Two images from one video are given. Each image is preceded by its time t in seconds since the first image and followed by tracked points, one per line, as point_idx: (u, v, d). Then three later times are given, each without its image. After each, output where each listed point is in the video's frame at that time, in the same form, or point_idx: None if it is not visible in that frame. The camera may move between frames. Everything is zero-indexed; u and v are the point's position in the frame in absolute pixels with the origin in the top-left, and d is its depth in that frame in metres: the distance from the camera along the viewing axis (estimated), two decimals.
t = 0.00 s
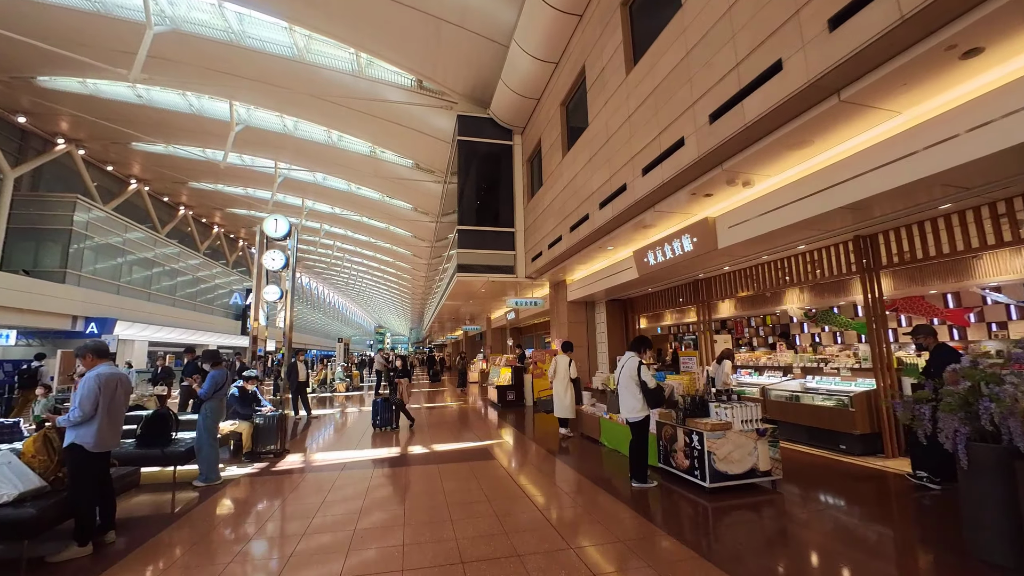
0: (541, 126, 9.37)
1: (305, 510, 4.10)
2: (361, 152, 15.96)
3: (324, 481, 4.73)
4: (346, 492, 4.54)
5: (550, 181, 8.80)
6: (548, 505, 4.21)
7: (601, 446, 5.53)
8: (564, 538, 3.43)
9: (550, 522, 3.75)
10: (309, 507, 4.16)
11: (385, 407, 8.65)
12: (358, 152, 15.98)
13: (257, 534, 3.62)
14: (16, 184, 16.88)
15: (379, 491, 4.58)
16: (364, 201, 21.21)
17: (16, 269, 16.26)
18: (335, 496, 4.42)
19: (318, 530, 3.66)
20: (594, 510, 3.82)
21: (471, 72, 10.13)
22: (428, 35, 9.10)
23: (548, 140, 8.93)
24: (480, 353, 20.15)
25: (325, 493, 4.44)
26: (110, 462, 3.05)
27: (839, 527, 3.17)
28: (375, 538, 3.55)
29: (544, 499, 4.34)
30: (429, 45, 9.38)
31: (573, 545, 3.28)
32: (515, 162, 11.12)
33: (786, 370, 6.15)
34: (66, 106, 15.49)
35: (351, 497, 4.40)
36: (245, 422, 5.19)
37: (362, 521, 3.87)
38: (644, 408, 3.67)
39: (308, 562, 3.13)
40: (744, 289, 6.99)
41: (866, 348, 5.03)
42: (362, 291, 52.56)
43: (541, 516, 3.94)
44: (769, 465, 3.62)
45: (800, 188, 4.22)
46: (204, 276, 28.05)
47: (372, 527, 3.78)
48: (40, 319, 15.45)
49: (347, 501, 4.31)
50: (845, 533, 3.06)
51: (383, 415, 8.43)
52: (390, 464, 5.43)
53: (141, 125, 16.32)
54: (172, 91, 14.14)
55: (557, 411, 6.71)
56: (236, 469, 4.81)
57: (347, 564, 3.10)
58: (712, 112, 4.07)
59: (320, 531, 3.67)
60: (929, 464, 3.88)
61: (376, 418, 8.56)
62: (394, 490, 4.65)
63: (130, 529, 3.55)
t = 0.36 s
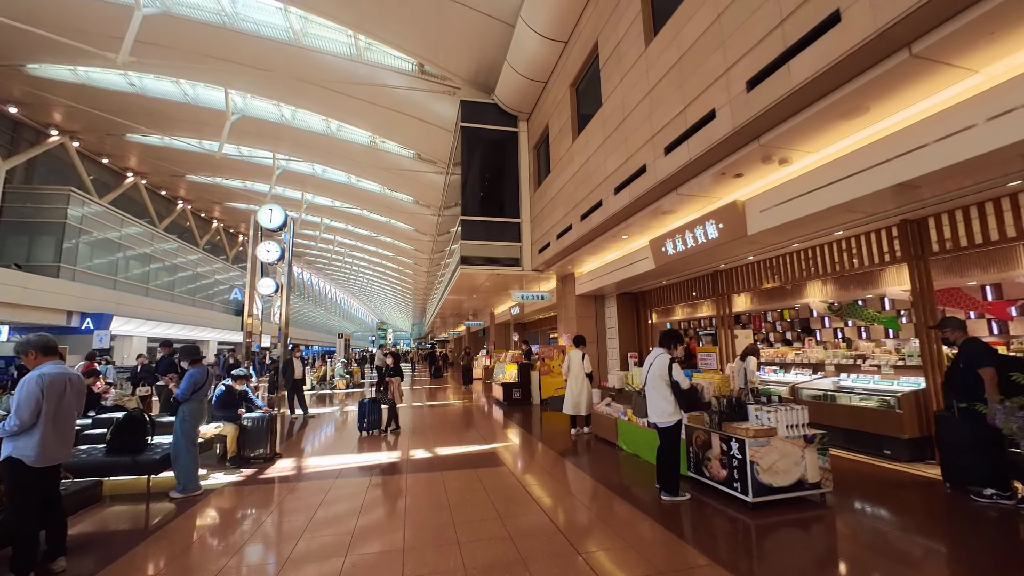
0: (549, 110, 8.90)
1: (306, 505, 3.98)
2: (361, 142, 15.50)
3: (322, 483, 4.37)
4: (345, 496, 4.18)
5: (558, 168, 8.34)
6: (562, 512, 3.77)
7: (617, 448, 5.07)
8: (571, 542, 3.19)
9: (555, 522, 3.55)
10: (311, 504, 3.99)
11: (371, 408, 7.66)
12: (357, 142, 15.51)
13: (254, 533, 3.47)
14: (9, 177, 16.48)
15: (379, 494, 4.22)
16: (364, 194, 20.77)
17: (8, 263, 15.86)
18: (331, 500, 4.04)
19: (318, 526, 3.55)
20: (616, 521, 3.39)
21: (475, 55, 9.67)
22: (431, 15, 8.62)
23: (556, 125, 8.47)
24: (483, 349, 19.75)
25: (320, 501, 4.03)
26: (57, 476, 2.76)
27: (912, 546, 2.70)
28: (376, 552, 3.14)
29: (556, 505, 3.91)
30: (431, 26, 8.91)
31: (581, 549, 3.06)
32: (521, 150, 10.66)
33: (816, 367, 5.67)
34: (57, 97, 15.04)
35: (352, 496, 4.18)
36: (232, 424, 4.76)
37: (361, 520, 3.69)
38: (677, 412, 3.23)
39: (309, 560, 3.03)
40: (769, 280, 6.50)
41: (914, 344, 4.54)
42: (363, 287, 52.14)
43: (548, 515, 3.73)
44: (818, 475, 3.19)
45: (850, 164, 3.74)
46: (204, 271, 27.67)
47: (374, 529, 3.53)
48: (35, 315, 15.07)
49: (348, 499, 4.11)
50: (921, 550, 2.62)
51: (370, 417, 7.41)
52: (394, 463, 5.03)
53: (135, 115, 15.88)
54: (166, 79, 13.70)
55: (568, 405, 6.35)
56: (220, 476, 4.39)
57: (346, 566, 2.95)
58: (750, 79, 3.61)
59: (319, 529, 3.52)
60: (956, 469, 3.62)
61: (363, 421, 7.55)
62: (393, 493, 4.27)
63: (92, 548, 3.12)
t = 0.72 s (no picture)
0: (554, 90, 8.42)
1: (292, 506, 3.67)
2: (357, 130, 14.99)
3: (309, 487, 3.93)
4: (330, 499, 3.75)
5: (564, 150, 7.87)
6: (573, 516, 3.31)
7: (632, 449, 4.59)
8: (572, 542, 2.85)
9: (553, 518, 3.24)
10: (302, 501, 3.71)
11: (353, 408, 7.03)
12: (353, 129, 15.00)
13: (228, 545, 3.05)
14: None
15: (367, 495, 3.82)
16: (362, 185, 20.26)
17: None
18: (317, 505, 3.62)
19: (312, 521, 3.32)
20: (638, 533, 2.92)
21: (476, 33, 9.15)
22: None
23: (562, 105, 7.98)
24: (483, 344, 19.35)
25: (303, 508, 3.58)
26: None
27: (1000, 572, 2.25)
28: (367, 562, 2.69)
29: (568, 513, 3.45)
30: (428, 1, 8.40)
31: (583, 551, 2.72)
32: (523, 135, 10.18)
33: (846, 362, 5.18)
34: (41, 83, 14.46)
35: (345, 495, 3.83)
36: (205, 423, 4.28)
37: (351, 519, 3.37)
38: (711, 413, 2.79)
39: (303, 559, 2.81)
40: (796, 270, 6.01)
41: (963, 337, 4.04)
42: (362, 281, 51.64)
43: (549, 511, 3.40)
44: (872, 489, 2.74)
45: (906, 128, 3.25)
46: (199, 265, 27.20)
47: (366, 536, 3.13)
48: (24, 308, 14.60)
49: (341, 498, 3.77)
50: (1021, 569, 2.16)
51: (352, 417, 6.75)
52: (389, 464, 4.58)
53: (124, 102, 15.32)
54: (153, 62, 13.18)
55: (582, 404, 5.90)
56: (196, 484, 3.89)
57: (338, 561, 2.75)
58: (791, 32, 3.16)
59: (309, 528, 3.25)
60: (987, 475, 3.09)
61: (343, 423, 6.90)
62: (382, 495, 3.83)
63: (30, 570, 2.66)
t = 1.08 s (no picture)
0: (566, 65, 7.92)
1: (281, 512, 3.25)
2: (359, 115, 14.51)
3: (303, 491, 3.45)
4: (324, 503, 3.34)
5: (577, 129, 7.40)
6: (602, 531, 2.85)
7: (659, 451, 4.14)
8: (587, 543, 2.68)
9: (566, 518, 3.07)
10: (301, 503, 3.30)
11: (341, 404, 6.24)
12: (355, 114, 14.52)
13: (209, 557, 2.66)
14: None
15: (361, 500, 3.39)
16: (364, 174, 19.80)
17: None
18: (314, 507, 3.22)
19: (304, 531, 2.90)
20: (681, 550, 2.46)
21: (483, 7, 8.62)
22: None
23: (576, 81, 7.47)
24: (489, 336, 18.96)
25: (296, 511, 3.14)
26: None
27: None
28: None
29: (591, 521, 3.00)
30: None
31: (600, 554, 2.52)
32: (532, 116, 9.70)
33: (891, 355, 4.63)
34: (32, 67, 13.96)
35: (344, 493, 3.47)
36: (188, 422, 3.87)
37: (350, 529, 2.96)
38: (774, 413, 2.36)
39: None
40: (832, 255, 5.37)
41: None
42: (365, 274, 51.24)
43: (561, 509, 3.24)
44: (963, 501, 2.31)
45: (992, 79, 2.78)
46: (201, 257, 26.86)
47: (367, 550, 2.72)
48: (20, 299, 14.25)
49: (339, 497, 3.39)
50: None
51: (341, 416, 5.92)
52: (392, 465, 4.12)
53: (119, 88, 14.84)
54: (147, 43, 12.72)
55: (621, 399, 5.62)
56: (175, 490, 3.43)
57: None
58: None
59: (305, 530, 2.86)
60: None
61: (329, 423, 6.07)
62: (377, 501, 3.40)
63: None
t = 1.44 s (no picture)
0: (574, 42, 7.45)
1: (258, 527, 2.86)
2: (357, 102, 14.04)
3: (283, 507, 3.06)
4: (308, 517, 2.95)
5: (586, 110, 6.93)
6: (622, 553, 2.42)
7: (684, 460, 3.70)
8: (591, 549, 2.46)
9: (571, 521, 2.83)
10: (280, 521, 2.90)
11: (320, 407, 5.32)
12: (354, 102, 14.05)
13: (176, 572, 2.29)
14: None
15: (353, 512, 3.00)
16: (364, 165, 19.36)
17: None
18: (294, 526, 2.81)
19: (282, 550, 2.52)
20: None
21: None
22: None
23: (585, 58, 6.99)
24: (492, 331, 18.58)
25: (273, 533, 2.73)
26: None
27: None
28: None
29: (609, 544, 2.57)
30: None
31: None
32: (537, 99, 9.23)
33: (939, 352, 4.12)
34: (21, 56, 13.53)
35: (328, 509, 3.04)
36: (157, 428, 3.42)
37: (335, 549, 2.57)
38: (846, 426, 1.95)
39: None
40: (870, 242, 4.87)
41: None
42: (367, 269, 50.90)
43: (568, 510, 2.98)
44: None
45: None
46: (200, 251, 26.53)
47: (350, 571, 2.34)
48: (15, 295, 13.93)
49: (323, 513, 2.97)
50: None
51: (316, 421, 4.98)
52: (386, 476, 3.69)
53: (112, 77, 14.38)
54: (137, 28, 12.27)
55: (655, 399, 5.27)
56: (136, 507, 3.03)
57: None
58: None
59: (280, 557, 2.44)
60: None
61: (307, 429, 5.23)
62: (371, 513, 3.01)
63: None
